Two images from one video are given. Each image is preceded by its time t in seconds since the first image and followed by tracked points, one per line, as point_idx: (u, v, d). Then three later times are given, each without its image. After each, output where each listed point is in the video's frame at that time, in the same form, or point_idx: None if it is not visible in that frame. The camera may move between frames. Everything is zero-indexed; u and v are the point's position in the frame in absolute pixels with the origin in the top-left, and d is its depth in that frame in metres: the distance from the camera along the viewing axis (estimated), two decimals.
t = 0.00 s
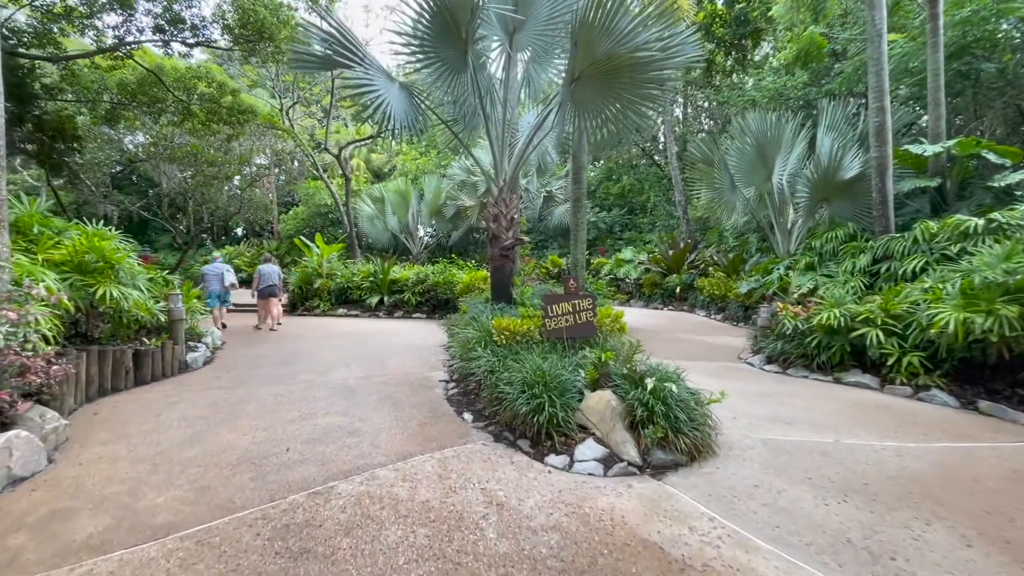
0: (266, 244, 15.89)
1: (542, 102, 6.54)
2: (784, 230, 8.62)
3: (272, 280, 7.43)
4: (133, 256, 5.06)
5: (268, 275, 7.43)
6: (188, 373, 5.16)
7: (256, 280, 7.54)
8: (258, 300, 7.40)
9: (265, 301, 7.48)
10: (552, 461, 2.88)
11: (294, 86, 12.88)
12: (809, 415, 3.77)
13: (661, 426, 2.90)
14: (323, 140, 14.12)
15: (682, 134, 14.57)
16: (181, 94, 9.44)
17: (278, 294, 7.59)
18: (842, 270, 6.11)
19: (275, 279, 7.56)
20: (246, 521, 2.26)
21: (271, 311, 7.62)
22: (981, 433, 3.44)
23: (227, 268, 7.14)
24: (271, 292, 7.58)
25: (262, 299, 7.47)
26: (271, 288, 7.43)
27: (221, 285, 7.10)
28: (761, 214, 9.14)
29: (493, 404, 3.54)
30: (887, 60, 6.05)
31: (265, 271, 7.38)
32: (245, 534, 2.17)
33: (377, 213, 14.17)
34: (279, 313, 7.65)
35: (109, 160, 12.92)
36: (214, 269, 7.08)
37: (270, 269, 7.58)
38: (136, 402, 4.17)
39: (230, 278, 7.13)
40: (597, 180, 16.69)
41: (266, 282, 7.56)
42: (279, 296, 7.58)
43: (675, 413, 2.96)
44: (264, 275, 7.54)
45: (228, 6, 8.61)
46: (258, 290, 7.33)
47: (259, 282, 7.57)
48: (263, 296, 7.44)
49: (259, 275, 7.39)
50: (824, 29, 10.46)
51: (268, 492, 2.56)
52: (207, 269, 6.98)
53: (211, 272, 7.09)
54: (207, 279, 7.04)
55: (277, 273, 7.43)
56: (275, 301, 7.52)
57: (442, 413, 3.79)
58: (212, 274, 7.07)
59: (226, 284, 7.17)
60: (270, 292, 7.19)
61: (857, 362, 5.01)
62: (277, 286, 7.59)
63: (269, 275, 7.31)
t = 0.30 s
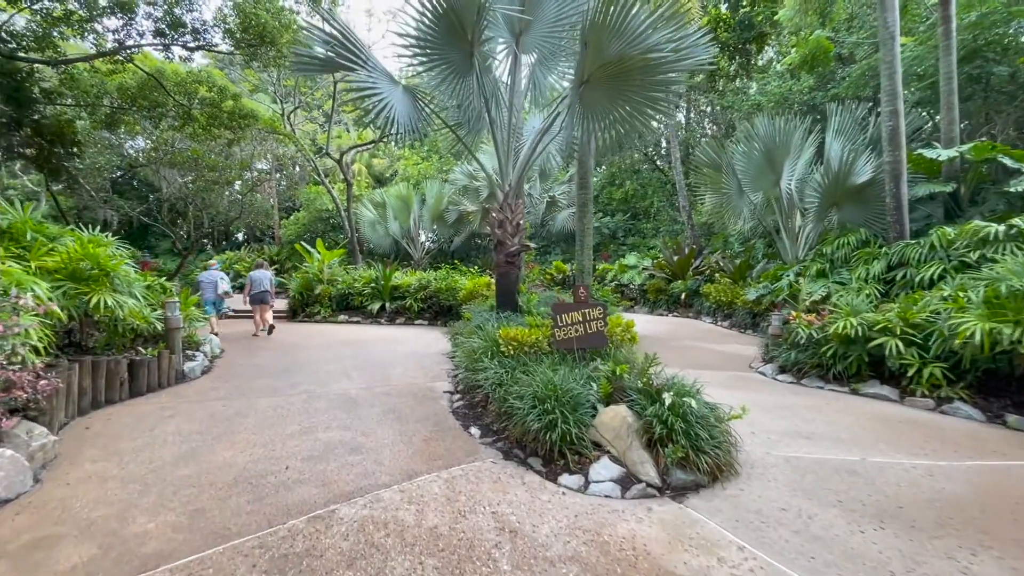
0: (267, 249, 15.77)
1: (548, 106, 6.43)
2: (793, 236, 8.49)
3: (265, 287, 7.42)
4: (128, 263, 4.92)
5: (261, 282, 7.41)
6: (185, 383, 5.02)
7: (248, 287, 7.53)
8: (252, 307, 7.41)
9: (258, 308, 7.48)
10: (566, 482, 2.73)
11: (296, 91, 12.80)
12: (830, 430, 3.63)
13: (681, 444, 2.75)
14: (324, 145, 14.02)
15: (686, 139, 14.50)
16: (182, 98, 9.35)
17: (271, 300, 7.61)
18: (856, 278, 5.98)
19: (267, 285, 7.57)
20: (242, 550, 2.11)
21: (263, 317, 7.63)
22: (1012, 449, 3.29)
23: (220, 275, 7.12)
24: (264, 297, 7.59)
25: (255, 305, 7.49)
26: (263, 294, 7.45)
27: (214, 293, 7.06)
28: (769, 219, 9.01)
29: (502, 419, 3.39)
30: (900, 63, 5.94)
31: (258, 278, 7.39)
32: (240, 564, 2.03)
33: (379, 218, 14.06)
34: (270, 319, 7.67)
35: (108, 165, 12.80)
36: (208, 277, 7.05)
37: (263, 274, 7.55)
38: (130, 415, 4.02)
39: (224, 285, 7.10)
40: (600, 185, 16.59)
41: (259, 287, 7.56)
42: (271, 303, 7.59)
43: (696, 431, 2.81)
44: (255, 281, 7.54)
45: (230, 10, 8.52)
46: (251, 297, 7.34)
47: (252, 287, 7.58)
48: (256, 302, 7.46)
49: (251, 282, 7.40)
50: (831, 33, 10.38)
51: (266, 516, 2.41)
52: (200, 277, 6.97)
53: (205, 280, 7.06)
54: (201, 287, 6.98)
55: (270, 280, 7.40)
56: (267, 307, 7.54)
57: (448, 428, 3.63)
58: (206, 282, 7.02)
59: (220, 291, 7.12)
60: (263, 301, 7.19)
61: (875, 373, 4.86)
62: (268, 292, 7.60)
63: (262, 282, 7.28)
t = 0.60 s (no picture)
0: (268, 259, 15.68)
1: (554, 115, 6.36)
2: (801, 245, 8.35)
3: (260, 297, 7.55)
4: (126, 274, 4.81)
5: (258, 292, 7.54)
6: (182, 397, 4.88)
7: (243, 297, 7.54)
8: (247, 317, 7.41)
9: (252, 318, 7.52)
10: (580, 508, 2.58)
11: (299, 101, 12.78)
12: (853, 450, 3.48)
13: (703, 467, 2.60)
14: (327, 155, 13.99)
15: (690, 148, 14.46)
16: (185, 108, 9.32)
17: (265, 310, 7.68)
18: (870, 289, 5.84)
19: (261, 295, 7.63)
20: None
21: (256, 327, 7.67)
22: None
23: (220, 285, 7.06)
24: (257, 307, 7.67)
25: (248, 315, 7.47)
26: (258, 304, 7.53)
27: (214, 302, 6.95)
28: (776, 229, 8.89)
29: (510, 438, 3.25)
30: (912, 71, 5.85)
31: (253, 288, 7.45)
32: None
33: (381, 228, 13.97)
34: (264, 329, 7.71)
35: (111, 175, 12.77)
36: (207, 286, 6.95)
37: (256, 286, 7.66)
38: (123, 431, 3.89)
39: (224, 295, 7.03)
40: (603, 194, 16.52)
41: (252, 298, 7.62)
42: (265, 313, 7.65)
43: (717, 452, 2.66)
44: (250, 292, 7.56)
45: (233, 20, 8.49)
46: (247, 307, 7.37)
47: (244, 297, 7.57)
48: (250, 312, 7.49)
49: (246, 292, 7.44)
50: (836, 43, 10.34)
51: (262, 546, 2.27)
52: (201, 285, 6.81)
53: (204, 288, 6.94)
54: (200, 297, 6.86)
55: (266, 291, 7.62)
56: (260, 318, 7.60)
57: (454, 447, 3.49)
58: (206, 291, 6.91)
59: (219, 301, 7.02)
60: (263, 311, 7.33)
61: (893, 389, 4.71)
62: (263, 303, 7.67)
63: (259, 293, 7.42)
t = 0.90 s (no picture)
0: (272, 270, 15.59)
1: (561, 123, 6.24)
2: (813, 257, 8.17)
3: (256, 308, 7.58)
4: (122, 285, 4.67)
5: (255, 303, 7.57)
6: (178, 412, 4.73)
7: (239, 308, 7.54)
8: (244, 328, 7.41)
9: (248, 329, 7.51)
10: (596, 538, 2.41)
11: (304, 111, 12.76)
12: (882, 471, 3.28)
13: (728, 495, 2.41)
14: (331, 165, 13.93)
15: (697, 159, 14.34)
16: (189, 118, 9.28)
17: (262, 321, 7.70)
18: (890, 301, 5.64)
19: (258, 306, 7.65)
20: None
21: (253, 338, 7.66)
22: None
23: (216, 297, 6.95)
24: (253, 318, 7.65)
25: (244, 326, 7.48)
26: (254, 315, 7.55)
27: (210, 314, 6.85)
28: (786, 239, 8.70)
29: (518, 459, 3.07)
30: (928, 77, 5.72)
31: (249, 299, 7.46)
32: None
33: (385, 238, 13.87)
34: (261, 340, 7.72)
35: (115, 185, 12.75)
36: (202, 298, 6.85)
37: (253, 296, 7.63)
38: (115, 448, 3.73)
39: (220, 307, 6.94)
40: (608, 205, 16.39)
41: (249, 309, 7.59)
42: (262, 324, 7.65)
43: (743, 477, 2.48)
44: (247, 303, 7.56)
45: (238, 30, 8.46)
46: (243, 318, 7.37)
47: (241, 308, 7.56)
48: (247, 322, 7.50)
49: (243, 303, 7.44)
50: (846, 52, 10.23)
51: None
52: (196, 297, 6.72)
53: (199, 300, 6.84)
54: (195, 309, 6.76)
55: (262, 302, 7.63)
56: (256, 329, 7.59)
57: (459, 467, 3.31)
58: (201, 303, 6.81)
59: (215, 313, 6.92)
60: (259, 322, 7.32)
61: (918, 406, 4.52)
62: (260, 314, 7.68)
63: (256, 304, 7.46)
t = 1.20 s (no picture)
0: (278, 278, 15.54)
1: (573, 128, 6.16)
2: (830, 265, 8.03)
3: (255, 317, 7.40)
4: (124, 291, 4.56)
5: (253, 311, 7.39)
6: (180, 423, 4.60)
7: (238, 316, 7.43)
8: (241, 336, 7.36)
9: (246, 337, 7.43)
10: (622, 564, 2.22)
11: (312, 120, 12.76)
12: (921, 488, 3.09)
13: (765, 516, 2.22)
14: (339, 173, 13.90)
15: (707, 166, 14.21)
16: (197, 126, 9.25)
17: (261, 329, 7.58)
18: (914, 309, 5.45)
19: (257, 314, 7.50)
20: None
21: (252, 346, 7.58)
22: None
23: (214, 305, 6.83)
24: (252, 326, 7.54)
25: (242, 334, 7.41)
26: (252, 323, 7.42)
27: (208, 322, 6.76)
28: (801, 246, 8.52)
29: (534, 475, 2.89)
30: (950, 78, 5.58)
31: (246, 308, 7.30)
32: None
33: (391, 246, 13.78)
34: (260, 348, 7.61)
35: (123, 193, 12.76)
36: (200, 306, 6.76)
37: (252, 304, 7.47)
38: (113, 461, 3.60)
39: (217, 315, 6.84)
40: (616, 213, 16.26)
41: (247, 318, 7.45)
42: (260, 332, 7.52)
43: (781, 497, 2.29)
44: (245, 311, 7.41)
45: (247, 38, 8.44)
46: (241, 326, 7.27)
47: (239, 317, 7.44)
48: (245, 331, 7.44)
49: (241, 312, 7.30)
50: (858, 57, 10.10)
51: None
52: (194, 305, 6.62)
53: (198, 308, 6.75)
54: (193, 317, 6.67)
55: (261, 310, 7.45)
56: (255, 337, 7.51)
57: (471, 482, 3.15)
58: (198, 311, 6.71)
59: (213, 321, 6.82)
60: (255, 331, 7.20)
61: (950, 418, 4.32)
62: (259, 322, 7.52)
63: (253, 314, 7.28)
